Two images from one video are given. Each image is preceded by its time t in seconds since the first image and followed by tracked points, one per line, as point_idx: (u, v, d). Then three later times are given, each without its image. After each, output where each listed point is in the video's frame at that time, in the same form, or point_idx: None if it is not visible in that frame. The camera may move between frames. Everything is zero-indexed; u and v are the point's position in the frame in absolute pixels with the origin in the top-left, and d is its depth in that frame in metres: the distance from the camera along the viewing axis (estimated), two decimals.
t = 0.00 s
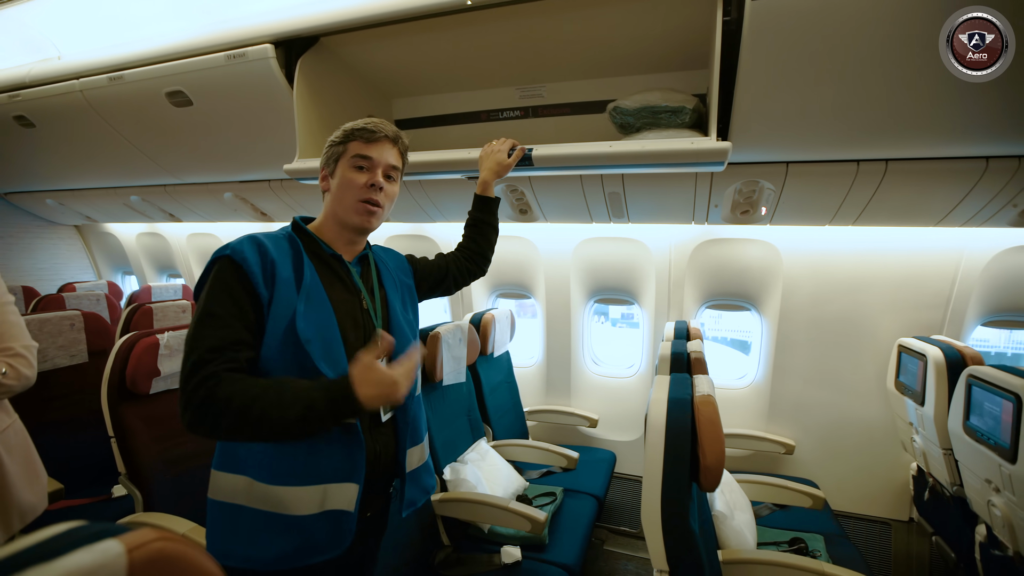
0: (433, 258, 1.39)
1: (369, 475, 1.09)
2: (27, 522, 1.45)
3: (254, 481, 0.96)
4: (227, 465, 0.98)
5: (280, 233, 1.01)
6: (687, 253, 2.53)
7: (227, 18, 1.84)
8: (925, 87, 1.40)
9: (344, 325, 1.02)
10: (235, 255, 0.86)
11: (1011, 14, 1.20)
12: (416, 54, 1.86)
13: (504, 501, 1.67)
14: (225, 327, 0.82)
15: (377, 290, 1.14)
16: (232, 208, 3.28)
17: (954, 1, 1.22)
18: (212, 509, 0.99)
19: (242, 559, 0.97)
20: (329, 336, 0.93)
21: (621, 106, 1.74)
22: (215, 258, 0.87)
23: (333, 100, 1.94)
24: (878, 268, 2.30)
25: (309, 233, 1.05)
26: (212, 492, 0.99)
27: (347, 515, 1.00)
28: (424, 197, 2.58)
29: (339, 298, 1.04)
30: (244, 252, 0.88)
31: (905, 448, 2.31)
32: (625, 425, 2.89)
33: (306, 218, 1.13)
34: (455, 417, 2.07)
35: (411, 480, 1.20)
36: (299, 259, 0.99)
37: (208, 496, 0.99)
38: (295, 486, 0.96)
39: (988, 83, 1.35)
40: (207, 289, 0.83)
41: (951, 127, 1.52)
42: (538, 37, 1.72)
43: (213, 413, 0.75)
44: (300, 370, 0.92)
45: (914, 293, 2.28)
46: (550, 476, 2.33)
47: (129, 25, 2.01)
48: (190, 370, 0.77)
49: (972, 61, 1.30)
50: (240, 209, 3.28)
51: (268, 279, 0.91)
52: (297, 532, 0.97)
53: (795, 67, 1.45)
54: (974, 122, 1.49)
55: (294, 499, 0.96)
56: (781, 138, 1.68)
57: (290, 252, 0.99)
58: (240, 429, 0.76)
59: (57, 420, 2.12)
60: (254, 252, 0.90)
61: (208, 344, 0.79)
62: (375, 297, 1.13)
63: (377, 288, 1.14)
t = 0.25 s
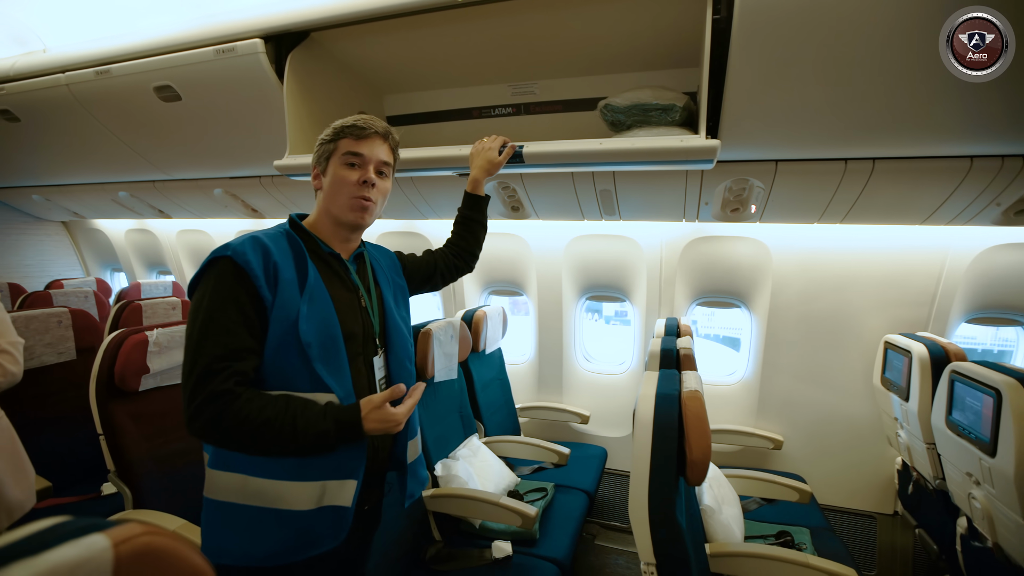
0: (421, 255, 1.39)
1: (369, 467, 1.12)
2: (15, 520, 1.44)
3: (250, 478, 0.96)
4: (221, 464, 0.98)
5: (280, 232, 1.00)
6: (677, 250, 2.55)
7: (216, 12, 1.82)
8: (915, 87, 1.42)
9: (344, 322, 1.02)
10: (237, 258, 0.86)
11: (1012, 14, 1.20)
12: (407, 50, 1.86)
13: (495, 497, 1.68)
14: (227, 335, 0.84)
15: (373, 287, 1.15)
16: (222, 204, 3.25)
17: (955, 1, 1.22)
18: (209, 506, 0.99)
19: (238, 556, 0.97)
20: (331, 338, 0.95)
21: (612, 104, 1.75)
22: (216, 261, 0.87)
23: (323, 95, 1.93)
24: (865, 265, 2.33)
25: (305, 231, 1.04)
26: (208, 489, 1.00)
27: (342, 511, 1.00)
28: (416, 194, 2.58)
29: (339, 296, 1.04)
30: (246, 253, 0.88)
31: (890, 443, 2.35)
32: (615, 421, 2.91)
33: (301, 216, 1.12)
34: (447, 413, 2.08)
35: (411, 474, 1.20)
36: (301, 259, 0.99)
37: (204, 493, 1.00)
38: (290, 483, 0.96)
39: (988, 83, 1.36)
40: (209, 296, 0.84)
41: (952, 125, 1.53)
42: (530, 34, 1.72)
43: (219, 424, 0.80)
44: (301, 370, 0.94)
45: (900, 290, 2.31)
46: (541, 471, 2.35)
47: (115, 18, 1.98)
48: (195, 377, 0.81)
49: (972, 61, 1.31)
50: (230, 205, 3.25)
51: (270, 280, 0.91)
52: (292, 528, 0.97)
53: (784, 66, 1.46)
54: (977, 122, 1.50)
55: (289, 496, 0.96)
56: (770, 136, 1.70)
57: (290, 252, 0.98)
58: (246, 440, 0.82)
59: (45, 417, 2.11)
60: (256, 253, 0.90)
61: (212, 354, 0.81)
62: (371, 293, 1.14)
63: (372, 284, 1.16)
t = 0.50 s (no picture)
0: (414, 251, 1.37)
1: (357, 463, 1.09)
2: None
3: (237, 473, 0.95)
4: (209, 459, 0.97)
5: (269, 225, 0.97)
6: (667, 245, 2.56)
7: (204, 5, 1.81)
8: (906, 85, 1.43)
9: (334, 318, 0.99)
10: (225, 252, 0.83)
11: (1011, 14, 1.22)
12: (398, 44, 1.85)
13: (484, 491, 1.68)
14: (216, 329, 0.81)
15: (363, 282, 1.12)
16: (212, 199, 3.23)
17: (955, 1, 1.23)
18: (196, 502, 0.98)
19: (226, 552, 0.96)
20: (320, 335, 0.92)
21: (602, 99, 1.76)
22: (203, 253, 0.84)
23: (313, 89, 1.92)
24: (853, 261, 2.35)
25: (295, 226, 1.00)
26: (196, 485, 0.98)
27: (331, 507, 0.99)
28: (407, 189, 2.57)
29: (328, 291, 1.00)
30: (234, 248, 0.85)
31: (878, 438, 2.37)
32: (604, 417, 2.93)
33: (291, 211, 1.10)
34: (437, 408, 2.07)
35: (398, 469, 1.18)
36: (291, 253, 0.96)
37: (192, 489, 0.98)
38: (277, 480, 0.94)
39: (988, 83, 1.38)
40: (196, 289, 0.81)
41: (951, 123, 1.54)
42: (521, 29, 1.72)
43: (210, 418, 0.79)
44: (289, 367, 0.91)
45: (887, 286, 2.33)
46: (532, 467, 2.35)
47: (101, 9, 1.96)
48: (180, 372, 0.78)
49: (972, 61, 1.32)
50: (221, 200, 3.23)
51: (258, 275, 0.88)
52: (280, 524, 0.96)
53: (773, 62, 1.46)
54: (973, 121, 1.52)
55: (277, 492, 0.95)
56: (758, 132, 1.71)
57: (279, 247, 0.95)
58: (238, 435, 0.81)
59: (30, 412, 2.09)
60: (244, 247, 0.87)
61: (199, 349, 0.79)
62: (362, 289, 1.11)
63: (363, 280, 1.12)
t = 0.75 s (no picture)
0: (407, 249, 1.37)
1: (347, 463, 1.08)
2: None
3: (224, 474, 0.95)
4: (196, 460, 0.96)
5: (254, 224, 0.96)
6: (660, 244, 2.57)
7: (193, 2, 1.79)
8: (899, 85, 1.44)
9: (320, 318, 0.98)
10: (209, 251, 0.82)
11: (1011, 14, 1.21)
12: (389, 42, 1.84)
13: (477, 490, 1.68)
14: (199, 328, 0.81)
15: (352, 281, 1.11)
16: (204, 197, 3.21)
17: (955, 1, 1.23)
18: (183, 504, 0.97)
19: (212, 553, 0.96)
20: (306, 335, 0.92)
21: (594, 98, 1.76)
22: (187, 252, 0.84)
23: (305, 87, 1.91)
24: (844, 260, 2.36)
25: (282, 225, 1.00)
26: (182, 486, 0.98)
27: (319, 507, 0.99)
28: (399, 188, 2.57)
29: (315, 291, 1.00)
30: (218, 247, 0.84)
31: (868, 435, 2.38)
32: (597, 415, 2.94)
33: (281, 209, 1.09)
34: (430, 407, 2.07)
35: (389, 471, 1.18)
36: (276, 253, 0.95)
37: (178, 490, 0.97)
38: (264, 481, 0.94)
39: (988, 82, 1.38)
40: (179, 288, 0.81)
41: (951, 121, 1.53)
42: (513, 27, 1.72)
43: (193, 417, 0.79)
44: (275, 367, 0.91)
45: (878, 285, 2.35)
46: (525, 465, 2.35)
47: (89, 5, 1.95)
48: (163, 371, 0.78)
49: (972, 61, 1.32)
50: (212, 198, 3.21)
51: (243, 274, 0.88)
52: (267, 524, 0.95)
53: (763, 61, 1.47)
54: (974, 120, 1.52)
55: (264, 493, 0.94)
56: (750, 131, 1.71)
57: (265, 246, 0.95)
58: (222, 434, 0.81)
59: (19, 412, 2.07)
60: (229, 246, 0.87)
61: (183, 347, 0.79)
62: (350, 288, 1.10)
63: (352, 279, 1.11)
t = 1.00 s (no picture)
0: (399, 250, 1.36)
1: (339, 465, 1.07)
2: None
3: (214, 478, 0.93)
4: (185, 464, 0.95)
5: (244, 226, 0.96)
6: (654, 245, 2.57)
7: (186, 2, 1.79)
8: (894, 86, 1.44)
9: (311, 319, 0.98)
10: (198, 253, 0.82)
11: (1011, 15, 1.21)
12: (384, 43, 1.84)
13: (472, 492, 1.67)
14: (189, 331, 0.80)
15: (343, 283, 1.11)
16: (197, 198, 3.20)
17: (954, 2, 1.23)
18: (173, 508, 0.96)
19: (202, 558, 0.94)
20: (298, 337, 0.91)
21: (588, 99, 1.76)
22: (177, 255, 0.83)
23: (298, 87, 1.90)
24: (838, 261, 2.37)
25: (272, 226, 1.00)
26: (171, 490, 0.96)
27: (311, 511, 0.98)
28: (394, 189, 2.56)
29: (305, 292, 0.99)
30: (207, 249, 0.83)
31: (862, 436, 2.39)
32: (592, 416, 2.93)
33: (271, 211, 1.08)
34: (424, 409, 2.06)
35: (382, 473, 1.17)
36: (267, 255, 0.95)
37: (169, 495, 0.96)
38: (255, 484, 0.93)
39: (988, 82, 1.38)
40: (168, 291, 0.80)
41: (950, 122, 1.54)
42: (507, 28, 1.72)
43: (184, 421, 0.78)
44: (266, 370, 0.90)
45: (871, 286, 2.36)
46: (520, 466, 2.34)
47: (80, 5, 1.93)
48: (153, 375, 0.77)
49: (972, 61, 1.32)
50: (206, 199, 3.20)
51: (232, 277, 0.87)
52: (259, 528, 0.94)
53: (758, 62, 1.47)
54: (975, 121, 1.52)
55: (255, 497, 0.94)
56: (744, 133, 1.72)
57: (255, 248, 0.94)
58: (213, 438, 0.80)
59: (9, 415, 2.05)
60: (218, 248, 0.86)
61: (173, 351, 0.78)
62: (342, 290, 1.10)
63: (343, 280, 1.11)
